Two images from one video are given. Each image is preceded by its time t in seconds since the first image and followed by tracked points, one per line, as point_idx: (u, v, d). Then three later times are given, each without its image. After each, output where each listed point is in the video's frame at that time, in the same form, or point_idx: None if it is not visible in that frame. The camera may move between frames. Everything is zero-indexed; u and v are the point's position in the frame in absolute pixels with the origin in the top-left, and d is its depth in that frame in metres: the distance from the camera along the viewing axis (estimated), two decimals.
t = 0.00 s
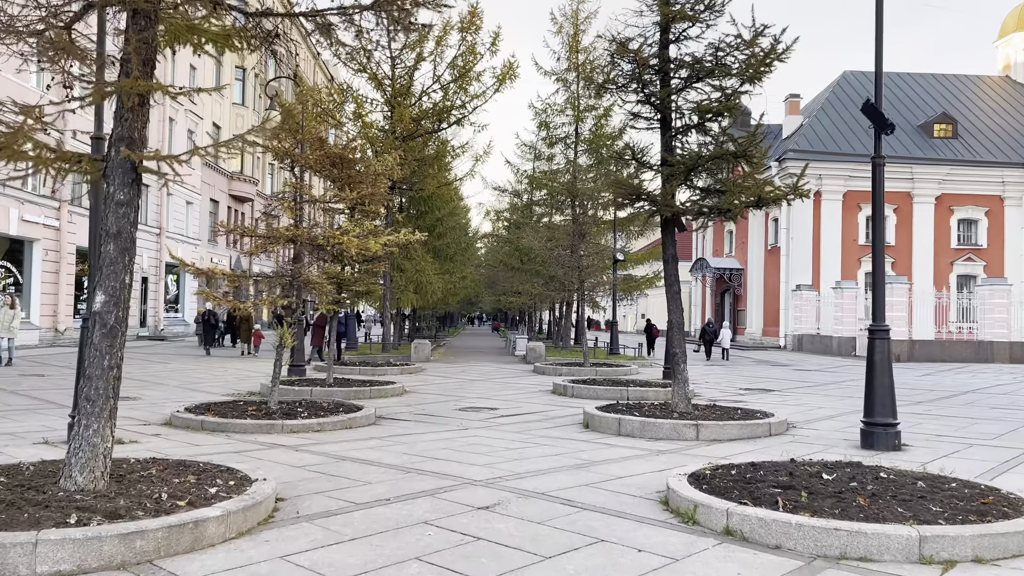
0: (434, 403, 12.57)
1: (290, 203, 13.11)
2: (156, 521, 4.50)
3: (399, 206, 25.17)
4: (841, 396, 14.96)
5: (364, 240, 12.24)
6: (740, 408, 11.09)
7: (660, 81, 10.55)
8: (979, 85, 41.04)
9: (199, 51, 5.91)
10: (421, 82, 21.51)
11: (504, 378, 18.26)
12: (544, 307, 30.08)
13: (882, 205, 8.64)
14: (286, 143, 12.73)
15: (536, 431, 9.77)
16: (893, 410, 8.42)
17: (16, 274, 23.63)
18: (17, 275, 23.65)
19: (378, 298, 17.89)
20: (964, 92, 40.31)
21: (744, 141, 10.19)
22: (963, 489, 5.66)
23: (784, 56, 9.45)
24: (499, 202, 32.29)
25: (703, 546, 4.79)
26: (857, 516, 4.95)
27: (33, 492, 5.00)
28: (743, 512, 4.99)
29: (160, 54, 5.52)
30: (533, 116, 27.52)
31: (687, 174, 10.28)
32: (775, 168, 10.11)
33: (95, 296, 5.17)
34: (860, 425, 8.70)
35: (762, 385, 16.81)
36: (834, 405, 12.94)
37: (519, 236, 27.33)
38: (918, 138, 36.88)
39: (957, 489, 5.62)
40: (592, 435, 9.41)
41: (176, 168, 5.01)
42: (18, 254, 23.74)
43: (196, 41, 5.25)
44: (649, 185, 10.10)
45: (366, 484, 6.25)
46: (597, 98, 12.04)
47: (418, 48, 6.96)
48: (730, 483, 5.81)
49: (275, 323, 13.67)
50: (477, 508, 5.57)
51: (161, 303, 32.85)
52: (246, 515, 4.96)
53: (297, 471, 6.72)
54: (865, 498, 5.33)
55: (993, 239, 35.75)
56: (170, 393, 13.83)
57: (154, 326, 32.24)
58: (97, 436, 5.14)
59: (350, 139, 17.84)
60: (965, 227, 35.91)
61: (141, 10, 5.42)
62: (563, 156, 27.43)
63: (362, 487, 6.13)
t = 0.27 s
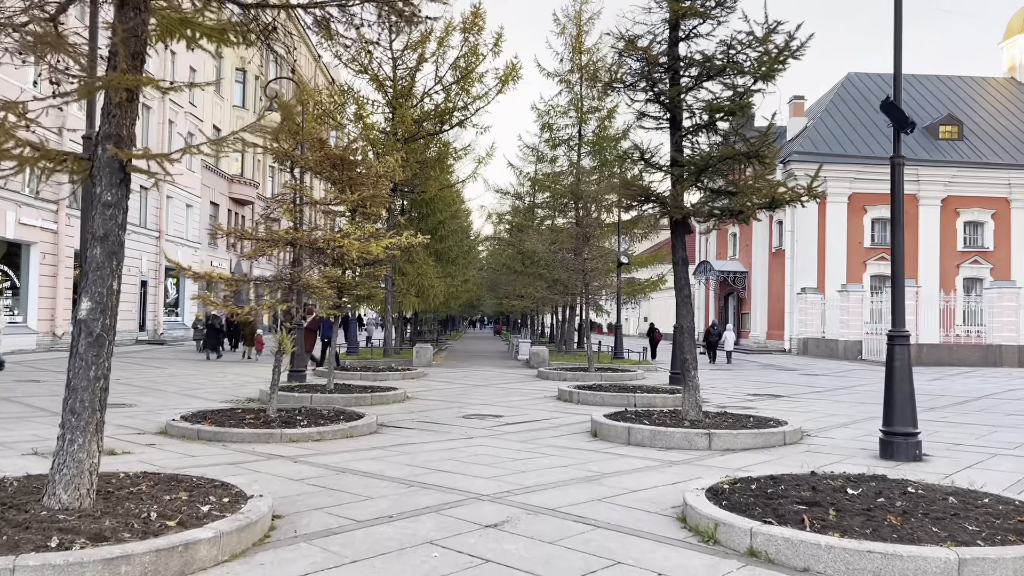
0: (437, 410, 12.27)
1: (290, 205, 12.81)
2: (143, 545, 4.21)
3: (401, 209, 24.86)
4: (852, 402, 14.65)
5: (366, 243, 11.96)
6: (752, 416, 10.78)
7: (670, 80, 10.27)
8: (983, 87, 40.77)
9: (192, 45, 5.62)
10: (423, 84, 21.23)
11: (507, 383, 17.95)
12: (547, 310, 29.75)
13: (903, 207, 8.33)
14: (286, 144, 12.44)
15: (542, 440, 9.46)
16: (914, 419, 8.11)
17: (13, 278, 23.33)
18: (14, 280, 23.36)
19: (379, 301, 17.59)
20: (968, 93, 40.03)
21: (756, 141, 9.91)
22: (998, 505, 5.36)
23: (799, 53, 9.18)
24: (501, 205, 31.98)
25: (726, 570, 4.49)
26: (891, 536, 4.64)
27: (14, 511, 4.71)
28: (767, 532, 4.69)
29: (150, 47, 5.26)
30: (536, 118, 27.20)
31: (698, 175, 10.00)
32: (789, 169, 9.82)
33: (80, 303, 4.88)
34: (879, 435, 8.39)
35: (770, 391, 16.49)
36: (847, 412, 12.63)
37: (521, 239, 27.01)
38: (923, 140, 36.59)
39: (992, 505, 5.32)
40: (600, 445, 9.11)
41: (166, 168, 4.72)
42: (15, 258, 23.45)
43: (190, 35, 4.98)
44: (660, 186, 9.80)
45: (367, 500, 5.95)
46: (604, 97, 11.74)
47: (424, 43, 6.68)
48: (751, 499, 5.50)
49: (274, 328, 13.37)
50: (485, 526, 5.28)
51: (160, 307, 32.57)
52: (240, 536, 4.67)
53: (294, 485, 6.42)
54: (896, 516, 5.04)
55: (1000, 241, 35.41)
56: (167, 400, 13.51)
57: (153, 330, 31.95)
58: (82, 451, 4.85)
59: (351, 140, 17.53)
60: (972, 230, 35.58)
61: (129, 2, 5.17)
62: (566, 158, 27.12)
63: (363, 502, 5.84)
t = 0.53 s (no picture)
0: (438, 413, 11.98)
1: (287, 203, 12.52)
2: (124, 560, 3.92)
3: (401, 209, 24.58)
4: (861, 403, 14.35)
5: (365, 241, 11.67)
6: (762, 419, 10.49)
7: (677, 72, 9.99)
8: (987, 85, 40.50)
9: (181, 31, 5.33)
10: (423, 82, 20.97)
11: (508, 384, 17.66)
12: (548, 311, 29.45)
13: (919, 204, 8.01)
14: (283, 141, 12.16)
15: (547, 444, 9.17)
16: (932, 422, 7.83)
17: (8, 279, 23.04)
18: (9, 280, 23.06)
19: (378, 301, 17.29)
20: (972, 91, 39.77)
21: (766, 136, 9.64)
22: None
23: (811, 43, 8.90)
24: (502, 204, 31.69)
25: None
26: (923, 549, 4.35)
27: None
28: (790, 544, 4.41)
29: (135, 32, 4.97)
30: (537, 116, 26.92)
31: (707, 170, 9.73)
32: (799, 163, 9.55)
33: (59, 304, 4.59)
34: (896, 438, 8.10)
35: (776, 392, 16.20)
36: (858, 414, 12.32)
37: (523, 238, 26.71)
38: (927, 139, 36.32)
39: None
40: (606, 449, 8.81)
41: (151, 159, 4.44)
42: (10, 258, 23.16)
43: (178, 20, 4.70)
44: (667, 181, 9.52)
45: (366, 508, 5.66)
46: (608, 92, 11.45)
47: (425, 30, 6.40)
48: (770, 508, 5.21)
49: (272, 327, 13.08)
50: (490, 537, 4.99)
51: (158, 307, 32.30)
52: (230, 550, 4.39)
53: (289, 493, 6.14)
54: (925, 527, 4.75)
55: (1005, 241, 35.08)
56: (162, 402, 13.22)
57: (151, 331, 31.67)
58: (61, 460, 4.56)
59: (350, 137, 17.25)
60: (977, 229, 35.26)
61: None
62: (567, 157, 26.84)
63: (361, 511, 5.55)
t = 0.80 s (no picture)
0: (440, 416, 11.68)
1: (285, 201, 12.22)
2: None
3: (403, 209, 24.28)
4: (872, 406, 14.02)
5: (364, 240, 11.38)
6: (774, 422, 10.17)
7: (685, 66, 9.69)
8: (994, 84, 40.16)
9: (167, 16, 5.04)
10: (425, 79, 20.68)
11: (512, 387, 17.35)
12: (551, 312, 29.12)
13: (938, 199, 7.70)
14: (281, 137, 11.87)
15: (552, 449, 8.87)
16: (954, 427, 7.51)
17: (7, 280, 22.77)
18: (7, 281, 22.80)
19: (380, 302, 17.01)
20: (978, 90, 39.43)
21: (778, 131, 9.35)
22: None
23: (826, 34, 8.61)
24: (505, 205, 31.40)
25: None
26: (960, 567, 4.05)
27: None
28: (816, 561, 4.11)
29: (118, 16, 4.71)
30: (541, 115, 26.61)
31: (717, 166, 9.43)
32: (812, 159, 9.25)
33: (36, 305, 4.31)
34: (916, 444, 7.78)
35: (785, 395, 15.87)
36: (871, 417, 12.00)
37: (526, 239, 26.39)
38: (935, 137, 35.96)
39: None
40: (614, 454, 8.51)
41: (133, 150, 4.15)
42: (9, 259, 22.90)
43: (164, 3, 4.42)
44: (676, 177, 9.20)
45: (364, 519, 5.38)
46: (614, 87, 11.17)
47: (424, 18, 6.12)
48: (791, 520, 4.92)
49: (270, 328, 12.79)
50: (494, 552, 4.70)
51: (159, 308, 32.08)
52: (216, 566, 4.10)
53: (283, 502, 5.85)
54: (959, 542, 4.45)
55: (1013, 241, 34.70)
56: (158, 405, 12.93)
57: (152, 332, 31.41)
58: (36, 470, 4.28)
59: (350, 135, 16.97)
60: (985, 229, 34.88)
61: None
62: (571, 156, 26.53)
63: (358, 523, 5.26)
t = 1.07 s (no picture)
0: (439, 415, 11.39)
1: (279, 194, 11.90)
2: None
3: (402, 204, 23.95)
4: (881, 403, 13.72)
5: (361, 234, 11.06)
6: (783, 422, 9.87)
7: (692, 54, 9.39)
8: (998, 77, 39.80)
9: None
10: (424, 72, 20.32)
11: (513, 384, 17.06)
12: (553, 308, 28.78)
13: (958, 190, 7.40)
14: (276, 129, 11.55)
15: (555, 449, 8.58)
16: (974, 427, 7.21)
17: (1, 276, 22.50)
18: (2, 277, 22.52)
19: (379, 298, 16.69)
20: (983, 84, 39.07)
21: (788, 120, 9.05)
22: None
23: (839, 20, 8.32)
24: (506, 200, 31.06)
25: None
26: None
27: None
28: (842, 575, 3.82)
29: None
30: (541, 109, 26.25)
31: (725, 157, 9.15)
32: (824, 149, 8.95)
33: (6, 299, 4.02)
34: (934, 445, 7.48)
35: (792, 392, 15.57)
36: (881, 415, 11.70)
37: (527, 234, 26.04)
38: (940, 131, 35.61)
39: None
40: (619, 455, 8.22)
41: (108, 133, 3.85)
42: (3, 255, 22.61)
43: None
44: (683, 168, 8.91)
45: (357, 526, 5.09)
46: (618, 77, 10.87)
47: None
48: (811, 529, 4.62)
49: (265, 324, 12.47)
50: (496, 563, 4.41)
51: (157, 305, 31.82)
52: None
53: (273, 507, 5.57)
54: (993, 553, 4.15)
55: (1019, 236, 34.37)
56: (152, 403, 12.64)
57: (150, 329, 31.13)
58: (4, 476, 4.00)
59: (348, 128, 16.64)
60: (990, 224, 34.55)
61: None
62: (573, 150, 26.16)
63: (351, 532, 4.97)
